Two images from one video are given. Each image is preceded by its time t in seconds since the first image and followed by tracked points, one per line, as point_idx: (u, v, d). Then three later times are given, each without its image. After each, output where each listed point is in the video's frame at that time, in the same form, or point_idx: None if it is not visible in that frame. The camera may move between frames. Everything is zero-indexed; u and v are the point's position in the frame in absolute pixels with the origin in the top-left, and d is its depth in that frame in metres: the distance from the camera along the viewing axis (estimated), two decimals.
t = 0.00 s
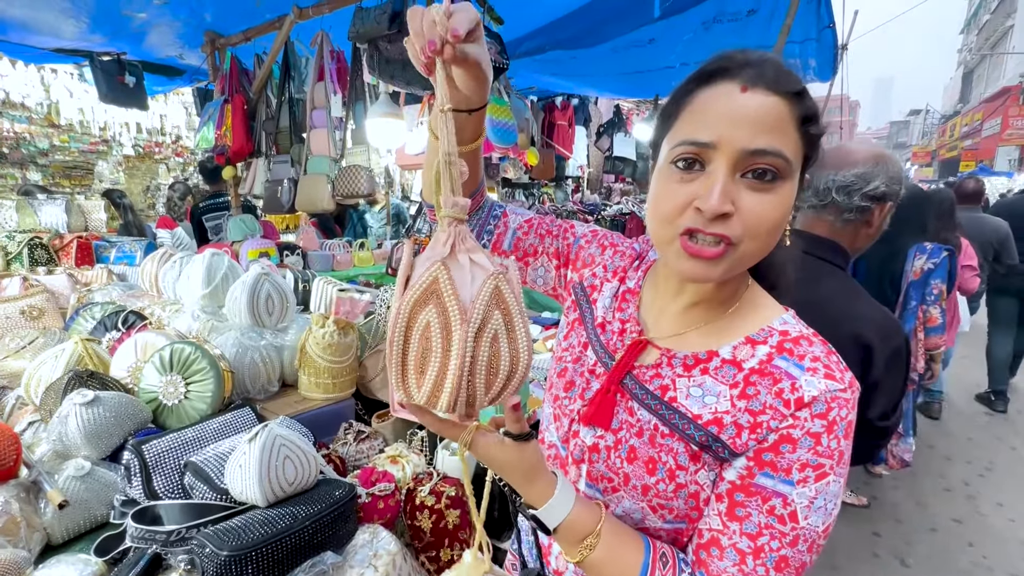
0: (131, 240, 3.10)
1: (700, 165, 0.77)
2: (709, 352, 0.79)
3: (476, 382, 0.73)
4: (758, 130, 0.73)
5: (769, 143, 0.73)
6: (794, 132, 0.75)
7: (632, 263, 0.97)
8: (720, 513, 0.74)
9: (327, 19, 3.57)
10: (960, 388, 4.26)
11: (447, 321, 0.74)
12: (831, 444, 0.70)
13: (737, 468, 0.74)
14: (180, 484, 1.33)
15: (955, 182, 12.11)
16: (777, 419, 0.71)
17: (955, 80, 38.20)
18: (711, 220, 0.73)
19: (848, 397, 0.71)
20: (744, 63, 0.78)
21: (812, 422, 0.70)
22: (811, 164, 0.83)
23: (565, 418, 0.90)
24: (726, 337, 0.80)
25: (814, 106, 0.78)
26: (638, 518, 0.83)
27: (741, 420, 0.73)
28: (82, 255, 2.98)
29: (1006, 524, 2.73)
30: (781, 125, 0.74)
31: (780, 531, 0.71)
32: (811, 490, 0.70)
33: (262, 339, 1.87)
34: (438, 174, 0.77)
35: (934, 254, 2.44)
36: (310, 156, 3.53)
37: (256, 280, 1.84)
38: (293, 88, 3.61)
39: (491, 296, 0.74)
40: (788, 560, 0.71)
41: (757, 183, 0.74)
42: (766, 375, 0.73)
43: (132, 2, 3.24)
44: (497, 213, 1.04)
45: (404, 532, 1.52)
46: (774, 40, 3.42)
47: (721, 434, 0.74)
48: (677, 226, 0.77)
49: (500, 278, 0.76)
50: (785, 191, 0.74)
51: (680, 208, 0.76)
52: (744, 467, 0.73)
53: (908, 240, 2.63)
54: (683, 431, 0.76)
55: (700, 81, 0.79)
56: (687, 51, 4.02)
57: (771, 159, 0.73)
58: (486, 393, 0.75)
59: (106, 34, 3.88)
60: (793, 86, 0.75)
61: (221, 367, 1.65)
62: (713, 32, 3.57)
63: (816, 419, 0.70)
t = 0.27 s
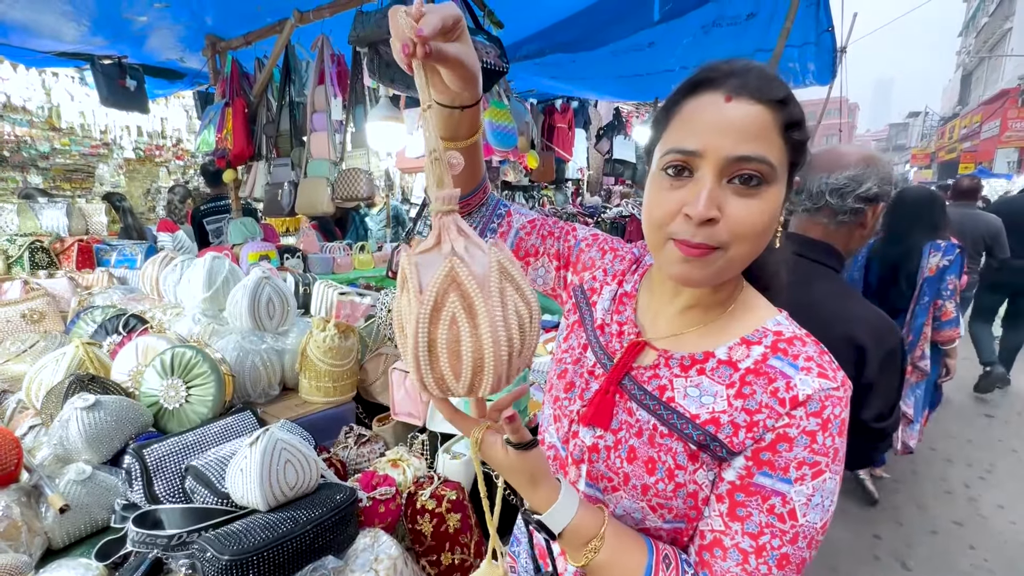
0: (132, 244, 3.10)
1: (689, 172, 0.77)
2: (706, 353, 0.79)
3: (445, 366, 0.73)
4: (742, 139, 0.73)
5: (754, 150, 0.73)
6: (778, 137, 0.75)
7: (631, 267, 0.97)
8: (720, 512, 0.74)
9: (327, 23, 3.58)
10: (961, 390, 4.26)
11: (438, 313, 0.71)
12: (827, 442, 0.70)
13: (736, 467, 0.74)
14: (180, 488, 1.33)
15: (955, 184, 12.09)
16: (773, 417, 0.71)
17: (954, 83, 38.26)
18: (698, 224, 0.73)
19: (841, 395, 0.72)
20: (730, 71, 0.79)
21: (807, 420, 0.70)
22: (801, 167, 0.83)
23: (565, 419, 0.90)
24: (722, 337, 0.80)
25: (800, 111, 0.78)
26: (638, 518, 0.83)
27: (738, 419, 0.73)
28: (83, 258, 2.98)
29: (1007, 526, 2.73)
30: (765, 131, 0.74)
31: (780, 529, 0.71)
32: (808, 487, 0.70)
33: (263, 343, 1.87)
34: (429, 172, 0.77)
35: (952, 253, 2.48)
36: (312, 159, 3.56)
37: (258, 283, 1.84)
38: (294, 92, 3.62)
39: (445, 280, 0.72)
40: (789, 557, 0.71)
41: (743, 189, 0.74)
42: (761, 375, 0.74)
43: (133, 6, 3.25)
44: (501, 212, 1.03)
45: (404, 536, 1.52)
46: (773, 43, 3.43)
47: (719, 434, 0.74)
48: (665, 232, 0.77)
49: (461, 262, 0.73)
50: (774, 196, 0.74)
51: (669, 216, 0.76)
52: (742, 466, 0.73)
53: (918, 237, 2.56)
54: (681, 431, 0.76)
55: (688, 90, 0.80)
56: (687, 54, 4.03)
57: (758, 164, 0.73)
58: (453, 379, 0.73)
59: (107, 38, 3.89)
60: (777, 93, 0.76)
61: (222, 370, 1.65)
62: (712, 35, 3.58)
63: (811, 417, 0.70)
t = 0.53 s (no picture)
0: (133, 246, 3.11)
1: (666, 173, 0.80)
2: (709, 352, 0.79)
3: (428, 379, 0.73)
4: (713, 138, 0.75)
5: (723, 149, 0.75)
6: (753, 137, 0.76)
7: (632, 269, 0.98)
8: (721, 507, 0.74)
9: (328, 26, 3.59)
10: (962, 392, 4.26)
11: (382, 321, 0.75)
12: (826, 438, 0.71)
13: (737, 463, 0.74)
14: (182, 490, 1.34)
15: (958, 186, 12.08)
16: (774, 414, 0.72)
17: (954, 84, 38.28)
18: (664, 216, 0.76)
19: (841, 393, 0.73)
20: (717, 78, 0.81)
21: (808, 417, 0.71)
22: (798, 169, 0.81)
23: (569, 416, 0.90)
24: (724, 338, 0.81)
25: (785, 111, 0.78)
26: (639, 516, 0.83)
27: (740, 416, 0.73)
28: (84, 261, 3.00)
29: (1009, 528, 2.73)
30: (735, 131, 0.75)
31: (778, 525, 0.71)
32: (807, 483, 0.71)
33: (263, 345, 1.87)
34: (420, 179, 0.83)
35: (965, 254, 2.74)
36: (311, 162, 3.57)
37: (259, 285, 1.84)
38: (295, 95, 3.63)
39: (413, 289, 0.73)
40: (786, 551, 0.71)
41: (714, 187, 0.76)
42: (763, 372, 0.74)
43: (134, 9, 3.26)
44: (504, 212, 1.03)
45: (404, 537, 1.52)
46: (772, 45, 3.43)
47: (721, 430, 0.74)
48: (644, 227, 0.81)
49: (423, 270, 0.74)
50: (742, 194, 0.75)
51: (647, 212, 0.80)
52: (743, 461, 0.73)
53: (938, 241, 2.73)
54: (683, 427, 0.76)
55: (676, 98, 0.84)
56: (687, 56, 4.03)
57: (723, 160, 0.75)
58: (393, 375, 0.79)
59: (109, 41, 3.90)
60: (757, 95, 0.77)
61: (223, 372, 1.66)
62: (712, 38, 3.59)
63: (809, 414, 0.71)
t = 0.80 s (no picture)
0: (134, 248, 3.12)
1: (665, 174, 0.81)
2: (708, 355, 0.80)
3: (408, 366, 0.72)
4: (712, 140, 0.76)
5: (722, 150, 0.75)
6: (748, 139, 0.76)
7: (634, 272, 0.98)
8: (716, 509, 0.74)
9: (329, 29, 3.60)
10: (964, 394, 4.25)
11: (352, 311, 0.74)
12: (822, 442, 0.71)
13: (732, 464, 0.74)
14: (183, 493, 1.34)
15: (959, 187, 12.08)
16: (771, 417, 0.72)
17: (955, 86, 38.29)
18: (663, 216, 0.76)
19: (838, 398, 0.73)
20: (716, 82, 0.82)
21: (803, 421, 0.71)
22: (796, 171, 0.81)
23: (569, 416, 0.91)
24: (723, 341, 0.81)
25: (782, 114, 0.78)
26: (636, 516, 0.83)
27: (737, 418, 0.74)
28: (85, 263, 3.00)
29: (1010, 531, 2.72)
30: (732, 133, 0.76)
31: (772, 527, 0.71)
32: (802, 486, 0.71)
33: (264, 348, 1.88)
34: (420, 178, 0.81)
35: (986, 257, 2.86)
36: (312, 164, 3.57)
37: (260, 288, 1.85)
38: (296, 98, 3.64)
39: (427, 276, 0.74)
40: (780, 553, 0.71)
41: (711, 187, 0.76)
42: (760, 376, 0.74)
43: (136, 13, 3.27)
44: (513, 210, 1.03)
45: (404, 540, 1.53)
46: (772, 48, 3.44)
47: (718, 431, 0.74)
48: (643, 227, 0.81)
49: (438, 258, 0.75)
50: (740, 197, 0.75)
51: (645, 212, 0.81)
52: (738, 463, 0.73)
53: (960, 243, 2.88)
54: (680, 428, 0.76)
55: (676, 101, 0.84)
56: (687, 58, 4.04)
57: (722, 162, 0.75)
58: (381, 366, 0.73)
59: (111, 44, 3.91)
60: (754, 99, 0.78)
61: (224, 375, 1.66)
62: (711, 40, 3.59)
63: (805, 418, 0.71)
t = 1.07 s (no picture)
0: (136, 250, 3.13)
1: (666, 174, 0.81)
2: (707, 356, 0.80)
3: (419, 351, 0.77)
4: (712, 141, 0.76)
5: (722, 152, 0.75)
6: (749, 141, 0.76)
7: (634, 272, 0.99)
8: (716, 509, 0.75)
9: (330, 31, 3.61)
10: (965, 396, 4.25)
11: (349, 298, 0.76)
12: (822, 442, 0.71)
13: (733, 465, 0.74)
14: (183, 494, 1.34)
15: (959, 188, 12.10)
16: (772, 418, 0.72)
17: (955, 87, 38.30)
18: (664, 216, 0.76)
19: (838, 398, 0.73)
20: (716, 85, 0.82)
21: (804, 421, 0.71)
22: (795, 173, 0.81)
23: (570, 417, 0.91)
24: (722, 342, 0.81)
25: (783, 117, 0.78)
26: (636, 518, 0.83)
27: (738, 419, 0.74)
28: (87, 265, 3.01)
29: (1012, 533, 2.72)
30: (732, 135, 0.76)
31: (773, 527, 0.71)
32: (803, 486, 0.71)
33: (265, 349, 1.88)
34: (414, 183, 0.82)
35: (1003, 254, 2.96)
36: (313, 166, 3.57)
37: (260, 289, 1.86)
38: (297, 100, 3.65)
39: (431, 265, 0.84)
40: (781, 553, 0.72)
41: (711, 189, 0.76)
42: (760, 377, 0.75)
43: (138, 15, 3.28)
44: (513, 210, 1.04)
45: (404, 541, 1.53)
46: (772, 49, 3.44)
47: (719, 431, 0.74)
48: (644, 228, 0.81)
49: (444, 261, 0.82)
50: (740, 198, 0.75)
51: (646, 213, 0.81)
52: (739, 464, 0.74)
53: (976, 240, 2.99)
54: (681, 428, 0.77)
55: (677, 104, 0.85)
56: (687, 60, 4.04)
57: (723, 163, 0.75)
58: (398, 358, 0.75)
59: (113, 47, 3.93)
60: (755, 101, 0.78)
61: (225, 376, 1.66)
62: (711, 42, 3.60)
63: (806, 418, 0.71)
